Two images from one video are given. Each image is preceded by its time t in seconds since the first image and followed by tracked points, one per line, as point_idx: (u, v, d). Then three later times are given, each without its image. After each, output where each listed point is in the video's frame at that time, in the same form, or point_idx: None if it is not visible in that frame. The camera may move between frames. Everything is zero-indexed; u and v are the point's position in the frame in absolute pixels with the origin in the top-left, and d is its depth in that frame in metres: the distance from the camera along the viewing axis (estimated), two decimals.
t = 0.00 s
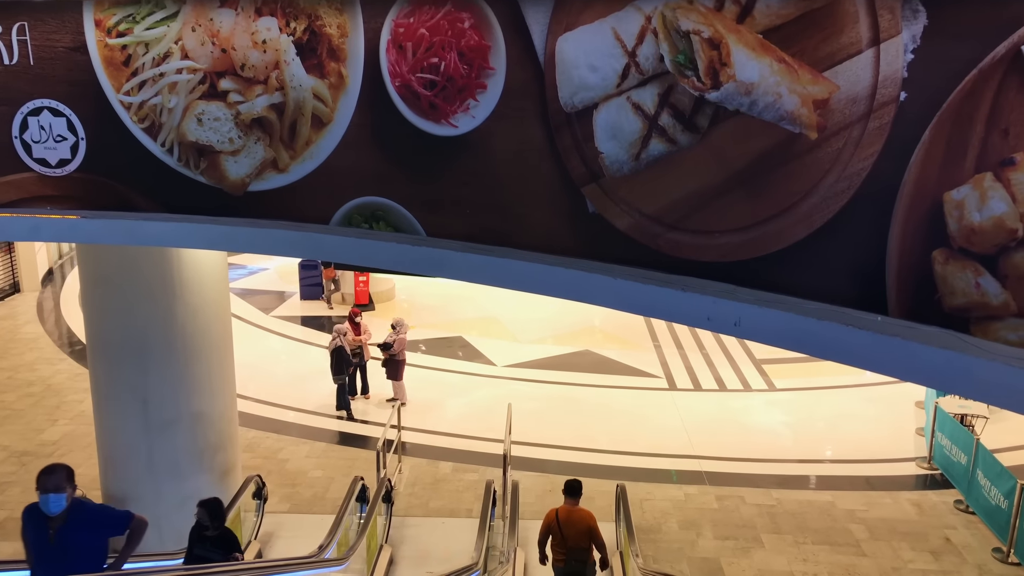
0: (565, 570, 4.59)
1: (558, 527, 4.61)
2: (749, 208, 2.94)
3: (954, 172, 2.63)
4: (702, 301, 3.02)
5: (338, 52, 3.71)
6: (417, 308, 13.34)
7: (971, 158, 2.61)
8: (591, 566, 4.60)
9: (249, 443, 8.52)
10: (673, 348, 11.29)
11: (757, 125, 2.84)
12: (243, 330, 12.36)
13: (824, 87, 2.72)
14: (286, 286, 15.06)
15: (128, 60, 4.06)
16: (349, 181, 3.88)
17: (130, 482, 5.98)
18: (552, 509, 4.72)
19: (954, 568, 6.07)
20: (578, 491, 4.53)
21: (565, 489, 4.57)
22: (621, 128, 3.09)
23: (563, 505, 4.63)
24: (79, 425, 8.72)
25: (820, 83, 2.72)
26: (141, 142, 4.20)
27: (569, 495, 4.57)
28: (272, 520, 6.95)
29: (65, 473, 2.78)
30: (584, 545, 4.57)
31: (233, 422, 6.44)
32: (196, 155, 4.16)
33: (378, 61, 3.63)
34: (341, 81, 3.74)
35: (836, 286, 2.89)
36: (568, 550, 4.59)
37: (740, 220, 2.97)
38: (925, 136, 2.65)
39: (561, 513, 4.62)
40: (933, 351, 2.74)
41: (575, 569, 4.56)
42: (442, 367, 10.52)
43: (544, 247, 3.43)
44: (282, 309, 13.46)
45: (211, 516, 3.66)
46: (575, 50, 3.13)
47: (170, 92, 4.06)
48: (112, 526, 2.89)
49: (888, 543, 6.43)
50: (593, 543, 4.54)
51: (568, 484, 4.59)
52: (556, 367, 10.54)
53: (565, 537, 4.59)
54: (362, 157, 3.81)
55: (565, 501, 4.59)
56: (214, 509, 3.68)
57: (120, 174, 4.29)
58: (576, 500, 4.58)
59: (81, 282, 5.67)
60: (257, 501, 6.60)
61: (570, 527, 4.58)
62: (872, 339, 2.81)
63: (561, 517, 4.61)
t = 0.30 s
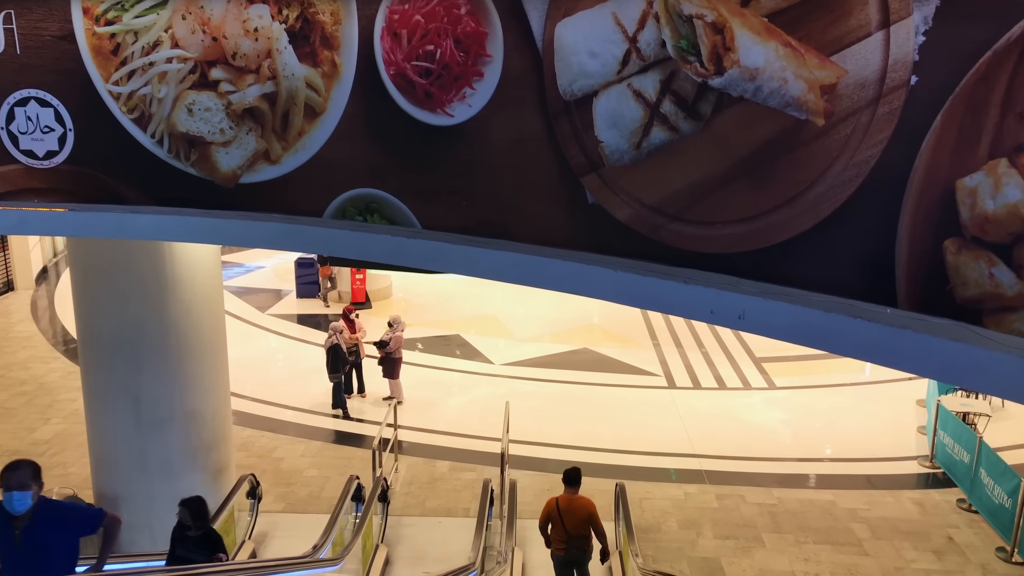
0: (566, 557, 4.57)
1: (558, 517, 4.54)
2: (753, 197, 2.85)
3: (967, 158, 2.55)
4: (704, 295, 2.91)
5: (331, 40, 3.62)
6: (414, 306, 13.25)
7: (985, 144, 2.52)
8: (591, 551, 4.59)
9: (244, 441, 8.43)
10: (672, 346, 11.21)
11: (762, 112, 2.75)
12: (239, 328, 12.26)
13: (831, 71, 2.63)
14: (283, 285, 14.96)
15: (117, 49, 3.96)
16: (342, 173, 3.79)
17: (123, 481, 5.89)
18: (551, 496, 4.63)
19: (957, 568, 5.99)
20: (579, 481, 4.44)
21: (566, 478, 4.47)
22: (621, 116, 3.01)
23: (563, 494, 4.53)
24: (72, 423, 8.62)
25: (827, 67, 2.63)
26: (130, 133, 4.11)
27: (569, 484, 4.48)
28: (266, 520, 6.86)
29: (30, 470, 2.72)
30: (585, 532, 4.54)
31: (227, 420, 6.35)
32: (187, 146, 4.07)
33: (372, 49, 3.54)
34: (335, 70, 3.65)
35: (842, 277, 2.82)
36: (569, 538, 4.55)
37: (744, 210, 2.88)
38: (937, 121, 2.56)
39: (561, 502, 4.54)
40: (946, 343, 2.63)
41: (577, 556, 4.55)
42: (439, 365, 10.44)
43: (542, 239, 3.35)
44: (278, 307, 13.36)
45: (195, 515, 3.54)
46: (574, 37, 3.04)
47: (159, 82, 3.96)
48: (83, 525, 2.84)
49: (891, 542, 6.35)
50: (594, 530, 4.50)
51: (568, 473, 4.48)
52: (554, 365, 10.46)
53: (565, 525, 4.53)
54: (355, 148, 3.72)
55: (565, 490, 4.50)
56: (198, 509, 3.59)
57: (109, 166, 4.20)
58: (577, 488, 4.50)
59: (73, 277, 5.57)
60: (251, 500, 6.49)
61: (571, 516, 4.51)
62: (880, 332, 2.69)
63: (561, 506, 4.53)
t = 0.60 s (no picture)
0: (572, 543, 4.71)
1: (563, 504, 4.65)
2: (758, 187, 2.72)
3: (980, 145, 2.41)
4: (707, 288, 2.81)
5: (325, 29, 3.54)
6: (411, 306, 13.16)
7: (1000, 130, 2.38)
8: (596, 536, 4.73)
9: (239, 442, 8.33)
10: (671, 346, 11.13)
11: (766, 100, 2.64)
12: (235, 327, 12.16)
13: (839, 57, 2.50)
14: (279, 284, 14.86)
15: (106, 40, 3.87)
16: (337, 165, 3.71)
17: (115, 481, 5.80)
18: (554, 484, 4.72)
19: (960, 569, 5.92)
20: (584, 471, 4.53)
21: (570, 468, 4.55)
22: (621, 105, 2.90)
23: (567, 482, 4.63)
24: (64, 424, 8.52)
25: (835, 53, 2.50)
26: (119, 125, 4.02)
27: (573, 474, 4.57)
28: (260, 521, 6.76)
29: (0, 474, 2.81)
30: (590, 517, 4.67)
31: (221, 420, 6.25)
32: (177, 139, 3.98)
33: (366, 38, 3.45)
34: (328, 60, 3.57)
35: (851, 271, 2.67)
36: (574, 525, 4.68)
37: (749, 201, 2.75)
38: (949, 107, 2.42)
39: (565, 490, 4.64)
40: (962, 338, 2.50)
41: (583, 542, 4.69)
42: (436, 365, 10.35)
43: (541, 232, 3.27)
44: (274, 307, 13.26)
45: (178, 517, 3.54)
46: (574, 24, 2.95)
47: (149, 73, 3.87)
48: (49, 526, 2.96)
49: (893, 543, 6.28)
50: (599, 516, 4.63)
51: (572, 463, 4.56)
52: (552, 364, 10.38)
53: (571, 513, 4.65)
54: (349, 139, 3.63)
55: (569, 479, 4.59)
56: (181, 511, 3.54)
57: (97, 159, 4.11)
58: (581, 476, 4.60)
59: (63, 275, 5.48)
60: (245, 501, 6.44)
61: (576, 503, 4.63)
62: (892, 326, 2.56)
63: (566, 494, 4.63)
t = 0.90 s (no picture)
0: (575, 526, 4.88)
1: (566, 489, 4.79)
2: (763, 178, 2.64)
3: (995, 132, 2.31)
4: (710, 282, 2.73)
5: (317, 19, 3.46)
6: (408, 306, 13.07)
7: (1016, 117, 2.29)
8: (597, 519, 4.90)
9: (233, 443, 8.23)
10: (670, 347, 11.05)
11: (772, 88, 2.55)
12: (230, 328, 12.07)
13: (847, 43, 2.41)
14: (276, 285, 14.77)
15: (94, 30, 3.77)
16: (329, 158, 3.62)
17: (106, 482, 5.69)
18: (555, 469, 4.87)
19: (963, 571, 5.84)
20: (586, 455, 4.69)
21: (573, 453, 4.73)
22: (622, 95, 2.83)
23: (570, 467, 4.78)
24: (56, 424, 8.41)
25: (843, 38, 2.42)
26: (108, 118, 3.92)
27: (576, 458, 4.74)
28: (254, 523, 6.67)
29: None
30: (592, 500, 4.83)
31: (214, 420, 6.15)
32: (167, 132, 3.89)
33: (361, 28, 3.37)
34: (321, 50, 3.49)
35: (859, 264, 2.58)
36: (577, 509, 4.84)
37: (754, 192, 2.66)
38: (962, 93, 2.33)
39: (568, 475, 4.78)
40: (974, 332, 2.42)
41: (586, 525, 4.85)
42: (434, 366, 10.27)
43: (539, 227, 3.18)
44: (270, 307, 13.17)
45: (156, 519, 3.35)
46: (573, 12, 2.87)
47: (138, 65, 3.77)
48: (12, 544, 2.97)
49: (895, 545, 6.20)
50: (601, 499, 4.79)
51: (575, 447, 4.74)
52: (550, 365, 10.29)
53: (574, 497, 4.78)
54: (343, 132, 3.55)
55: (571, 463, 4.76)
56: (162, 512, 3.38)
57: (85, 152, 4.01)
58: (583, 460, 4.77)
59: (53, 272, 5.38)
60: (238, 503, 6.34)
61: (579, 487, 4.78)
62: (903, 320, 2.48)
63: (569, 479, 4.77)
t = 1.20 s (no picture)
0: (573, 519, 4.91)
1: (561, 482, 4.85)
2: (769, 169, 2.55)
3: (1013, 118, 2.23)
4: (714, 276, 2.64)
5: (310, 8, 3.37)
6: (405, 307, 12.98)
7: None
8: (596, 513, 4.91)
9: (228, 444, 8.13)
10: (669, 347, 10.97)
11: (778, 76, 2.47)
12: (225, 329, 11.97)
13: (856, 27, 2.33)
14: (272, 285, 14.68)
15: (81, 21, 3.68)
16: (322, 150, 3.53)
17: (97, 484, 5.59)
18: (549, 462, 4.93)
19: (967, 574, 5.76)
20: (578, 447, 4.75)
21: (565, 445, 4.79)
22: (623, 84, 2.73)
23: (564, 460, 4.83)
24: (48, 426, 8.30)
25: (852, 23, 2.33)
26: (96, 111, 3.83)
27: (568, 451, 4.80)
28: (248, 526, 6.57)
29: None
30: (588, 493, 4.87)
31: (207, 421, 6.05)
32: (157, 125, 3.79)
33: (354, 18, 3.28)
34: (314, 40, 3.40)
35: (867, 256, 2.49)
36: (574, 502, 4.88)
37: (759, 183, 2.58)
38: (978, 79, 2.24)
39: (563, 468, 4.83)
40: (988, 326, 2.31)
41: (584, 519, 4.86)
42: (431, 366, 10.17)
43: (538, 220, 3.10)
44: (266, 308, 13.08)
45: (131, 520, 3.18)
46: None
47: (126, 56, 3.67)
48: None
49: (898, 548, 6.12)
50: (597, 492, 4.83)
51: (567, 440, 4.80)
52: (547, 366, 10.20)
53: (569, 490, 4.85)
54: (336, 124, 3.46)
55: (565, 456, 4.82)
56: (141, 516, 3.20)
57: (72, 146, 3.92)
58: (576, 453, 4.83)
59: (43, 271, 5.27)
60: (231, 505, 6.25)
61: (573, 480, 4.83)
62: (916, 312, 2.38)
63: (563, 472, 4.83)
